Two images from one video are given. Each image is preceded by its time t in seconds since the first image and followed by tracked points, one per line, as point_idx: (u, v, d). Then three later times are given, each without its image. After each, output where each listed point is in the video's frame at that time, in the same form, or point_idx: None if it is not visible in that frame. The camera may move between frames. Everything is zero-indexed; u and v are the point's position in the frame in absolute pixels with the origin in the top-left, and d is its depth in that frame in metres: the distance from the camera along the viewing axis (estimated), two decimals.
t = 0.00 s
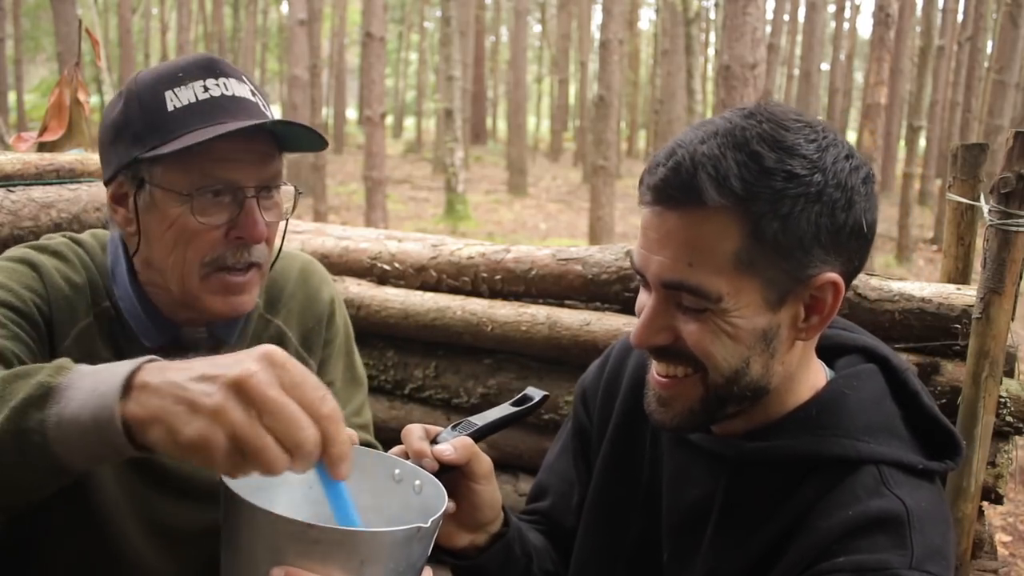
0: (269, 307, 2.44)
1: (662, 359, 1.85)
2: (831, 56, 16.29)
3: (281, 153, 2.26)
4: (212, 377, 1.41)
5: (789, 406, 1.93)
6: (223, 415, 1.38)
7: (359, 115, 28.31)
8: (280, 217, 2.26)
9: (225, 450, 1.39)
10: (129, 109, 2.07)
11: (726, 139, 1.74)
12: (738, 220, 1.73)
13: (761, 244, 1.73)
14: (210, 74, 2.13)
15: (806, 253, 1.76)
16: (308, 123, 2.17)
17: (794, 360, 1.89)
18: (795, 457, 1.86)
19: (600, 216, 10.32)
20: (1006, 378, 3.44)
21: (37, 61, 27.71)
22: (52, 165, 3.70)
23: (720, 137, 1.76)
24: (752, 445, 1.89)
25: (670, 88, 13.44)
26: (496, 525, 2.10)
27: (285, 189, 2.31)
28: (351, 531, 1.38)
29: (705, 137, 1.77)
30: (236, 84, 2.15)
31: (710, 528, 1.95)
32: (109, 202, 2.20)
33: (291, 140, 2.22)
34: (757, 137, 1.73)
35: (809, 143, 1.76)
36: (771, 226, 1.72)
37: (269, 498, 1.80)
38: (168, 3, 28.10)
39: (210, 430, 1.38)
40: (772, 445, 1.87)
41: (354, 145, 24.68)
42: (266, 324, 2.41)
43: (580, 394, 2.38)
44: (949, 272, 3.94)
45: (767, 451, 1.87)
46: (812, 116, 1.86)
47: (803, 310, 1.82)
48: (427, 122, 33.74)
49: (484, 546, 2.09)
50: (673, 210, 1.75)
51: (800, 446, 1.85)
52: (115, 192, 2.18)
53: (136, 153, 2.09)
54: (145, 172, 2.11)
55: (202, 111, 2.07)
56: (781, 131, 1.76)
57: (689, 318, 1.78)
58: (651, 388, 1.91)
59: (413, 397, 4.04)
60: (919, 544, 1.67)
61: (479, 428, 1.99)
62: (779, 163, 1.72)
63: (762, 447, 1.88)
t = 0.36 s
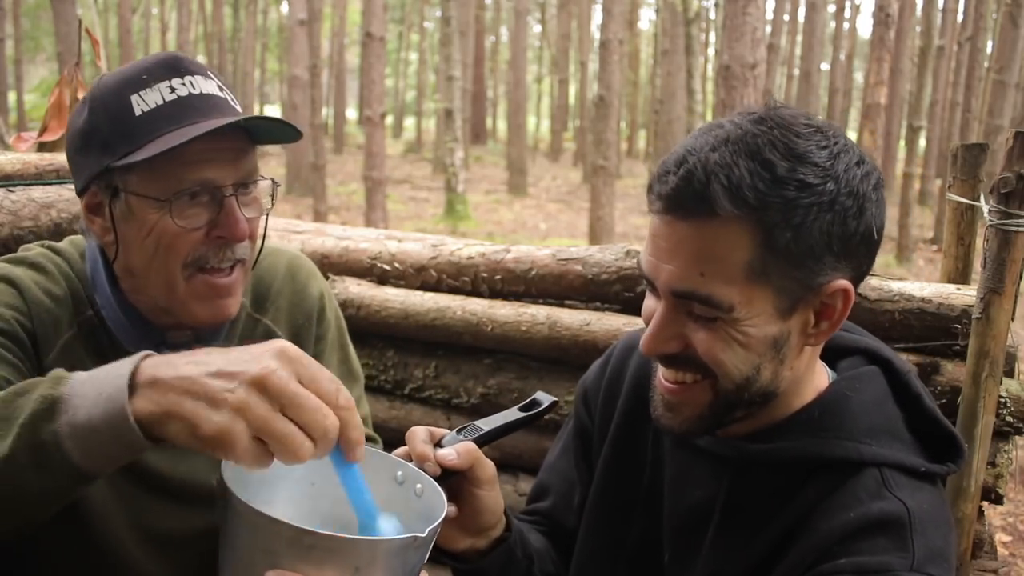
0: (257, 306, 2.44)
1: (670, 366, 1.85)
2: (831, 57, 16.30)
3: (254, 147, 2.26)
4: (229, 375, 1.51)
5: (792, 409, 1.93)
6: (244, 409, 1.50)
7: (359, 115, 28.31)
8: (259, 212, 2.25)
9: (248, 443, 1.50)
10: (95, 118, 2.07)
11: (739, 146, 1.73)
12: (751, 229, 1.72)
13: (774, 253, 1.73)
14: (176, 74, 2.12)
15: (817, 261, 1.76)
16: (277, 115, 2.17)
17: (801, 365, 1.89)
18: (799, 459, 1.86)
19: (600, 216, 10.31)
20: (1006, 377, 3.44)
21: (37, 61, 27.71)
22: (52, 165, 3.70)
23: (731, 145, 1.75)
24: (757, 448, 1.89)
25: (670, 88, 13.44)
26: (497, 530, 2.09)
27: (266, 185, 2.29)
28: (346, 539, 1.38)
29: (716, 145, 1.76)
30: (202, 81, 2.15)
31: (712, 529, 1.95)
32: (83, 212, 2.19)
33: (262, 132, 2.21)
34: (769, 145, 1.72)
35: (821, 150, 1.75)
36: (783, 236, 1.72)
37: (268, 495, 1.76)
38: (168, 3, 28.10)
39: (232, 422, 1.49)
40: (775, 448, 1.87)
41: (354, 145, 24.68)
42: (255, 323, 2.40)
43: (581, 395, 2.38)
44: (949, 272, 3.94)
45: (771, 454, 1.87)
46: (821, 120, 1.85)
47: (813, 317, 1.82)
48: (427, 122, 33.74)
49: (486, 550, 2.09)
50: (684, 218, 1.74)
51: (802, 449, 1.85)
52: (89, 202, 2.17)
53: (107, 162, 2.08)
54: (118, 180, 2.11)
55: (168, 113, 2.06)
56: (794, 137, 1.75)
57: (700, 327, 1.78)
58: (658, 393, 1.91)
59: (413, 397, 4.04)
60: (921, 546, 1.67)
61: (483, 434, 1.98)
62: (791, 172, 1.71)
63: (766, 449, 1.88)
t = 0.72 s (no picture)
0: (254, 306, 2.44)
1: (676, 367, 1.84)
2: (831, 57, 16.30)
3: (248, 152, 2.24)
4: (187, 364, 1.48)
5: (795, 409, 1.93)
6: (198, 401, 1.46)
7: (359, 115, 28.30)
8: (250, 219, 2.24)
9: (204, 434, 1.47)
10: (87, 116, 2.07)
11: (752, 147, 1.73)
12: (764, 232, 1.72)
13: (785, 256, 1.73)
14: (170, 76, 2.10)
15: (827, 266, 1.76)
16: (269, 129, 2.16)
17: (804, 368, 1.90)
18: (801, 462, 1.86)
19: (600, 215, 10.31)
20: (1006, 378, 3.44)
21: (37, 61, 27.70)
22: (52, 165, 3.70)
23: (744, 146, 1.74)
24: (758, 449, 1.89)
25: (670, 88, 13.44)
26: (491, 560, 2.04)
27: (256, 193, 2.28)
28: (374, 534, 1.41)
29: (729, 146, 1.75)
30: (197, 86, 2.13)
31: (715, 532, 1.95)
32: (76, 207, 2.19)
33: (256, 141, 2.19)
34: (782, 148, 1.72)
35: (834, 155, 1.75)
36: (795, 240, 1.72)
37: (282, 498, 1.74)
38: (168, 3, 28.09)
39: (188, 414, 1.46)
40: (774, 450, 1.88)
41: (354, 144, 24.68)
42: (253, 323, 2.41)
43: (580, 397, 2.38)
44: (949, 272, 3.95)
45: (772, 455, 1.87)
46: (831, 123, 1.85)
47: (820, 321, 1.82)
48: (427, 122, 33.73)
49: None
50: (694, 219, 1.74)
51: (804, 450, 1.85)
52: (82, 197, 2.16)
53: (94, 161, 2.08)
54: (105, 179, 2.10)
55: (159, 116, 2.05)
56: (807, 139, 1.74)
57: (707, 329, 1.78)
58: (660, 393, 1.92)
59: (413, 397, 4.04)
60: (924, 546, 1.67)
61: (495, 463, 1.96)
62: (804, 176, 1.71)
63: (767, 451, 1.88)
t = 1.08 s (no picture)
0: (259, 301, 2.46)
1: (664, 376, 1.85)
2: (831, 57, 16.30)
3: (257, 140, 2.28)
4: None
5: (795, 409, 1.92)
6: None
7: (359, 115, 28.29)
8: (258, 203, 2.28)
9: None
10: (104, 98, 2.13)
11: (750, 166, 1.67)
12: (757, 254, 1.68)
13: (776, 279, 1.70)
14: (183, 64, 2.17)
15: (819, 290, 1.72)
16: (276, 105, 2.18)
17: (793, 380, 1.88)
18: (802, 462, 1.85)
19: (599, 215, 10.30)
20: (1006, 378, 3.44)
21: (36, 61, 27.68)
22: (52, 164, 3.70)
23: (741, 163, 1.68)
24: (757, 450, 1.89)
25: (670, 89, 13.46)
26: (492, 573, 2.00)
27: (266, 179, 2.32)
28: (398, 522, 1.49)
29: (726, 162, 1.70)
30: (208, 73, 2.18)
31: (715, 531, 1.95)
32: (88, 191, 2.25)
33: (268, 124, 2.23)
34: (781, 168, 1.67)
35: (836, 177, 1.70)
36: (789, 263, 1.68)
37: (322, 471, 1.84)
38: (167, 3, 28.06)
39: None
40: (772, 450, 1.87)
41: (354, 145, 24.67)
42: (257, 318, 2.43)
43: (582, 397, 2.38)
44: (949, 272, 3.95)
45: (770, 456, 1.87)
46: (834, 139, 1.79)
47: (808, 339, 1.79)
48: (427, 122, 33.72)
49: None
50: (686, 235, 1.71)
51: (805, 451, 1.85)
52: (93, 180, 2.23)
53: (108, 140, 2.13)
54: (119, 158, 2.15)
55: (172, 97, 2.10)
56: (806, 161, 1.69)
57: (694, 344, 1.77)
58: (651, 398, 1.92)
59: (413, 397, 4.03)
60: (923, 545, 1.67)
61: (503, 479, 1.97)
62: (800, 200, 1.66)
63: (767, 452, 1.88)
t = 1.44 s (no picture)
0: (253, 303, 2.44)
1: (669, 387, 1.85)
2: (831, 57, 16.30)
3: (244, 136, 2.29)
4: None
5: (793, 412, 1.92)
6: None
7: (359, 115, 28.29)
8: (244, 197, 2.29)
9: None
10: (95, 92, 2.14)
11: (732, 172, 1.65)
12: (745, 261, 1.67)
13: (767, 282, 1.68)
14: (174, 60, 2.16)
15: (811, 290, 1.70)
16: (262, 97, 2.18)
17: (797, 379, 1.89)
18: (800, 465, 1.85)
19: (599, 215, 10.30)
20: (1006, 378, 3.44)
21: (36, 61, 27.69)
22: (52, 165, 3.69)
23: (723, 170, 1.67)
24: (755, 455, 1.89)
25: (670, 88, 13.47)
26: None
27: (250, 174, 2.33)
28: (408, 528, 1.52)
29: (707, 170, 1.68)
30: (199, 70, 2.17)
31: (714, 534, 1.95)
32: (80, 185, 2.25)
33: (256, 118, 2.24)
34: (763, 171, 1.64)
35: (820, 173, 1.66)
36: (779, 265, 1.66)
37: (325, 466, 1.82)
38: (167, 3, 28.05)
39: None
40: (772, 454, 1.87)
41: (354, 144, 24.67)
42: (250, 320, 2.41)
43: (579, 400, 2.38)
44: (949, 272, 3.95)
45: (767, 461, 1.87)
46: (816, 132, 1.76)
47: (807, 337, 1.79)
48: (427, 122, 33.71)
49: None
50: (673, 248, 1.71)
51: (803, 454, 1.85)
52: (86, 174, 2.22)
53: (99, 133, 2.13)
54: (108, 151, 2.15)
55: (161, 91, 2.09)
56: (787, 159, 1.66)
57: (693, 353, 1.78)
58: (657, 410, 1.92)
59: (412, 397, 4.03)
60: (923, 547, 1.67)
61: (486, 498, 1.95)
62: (785, 201, 1.63)
63: (765, 455, 1.88)
